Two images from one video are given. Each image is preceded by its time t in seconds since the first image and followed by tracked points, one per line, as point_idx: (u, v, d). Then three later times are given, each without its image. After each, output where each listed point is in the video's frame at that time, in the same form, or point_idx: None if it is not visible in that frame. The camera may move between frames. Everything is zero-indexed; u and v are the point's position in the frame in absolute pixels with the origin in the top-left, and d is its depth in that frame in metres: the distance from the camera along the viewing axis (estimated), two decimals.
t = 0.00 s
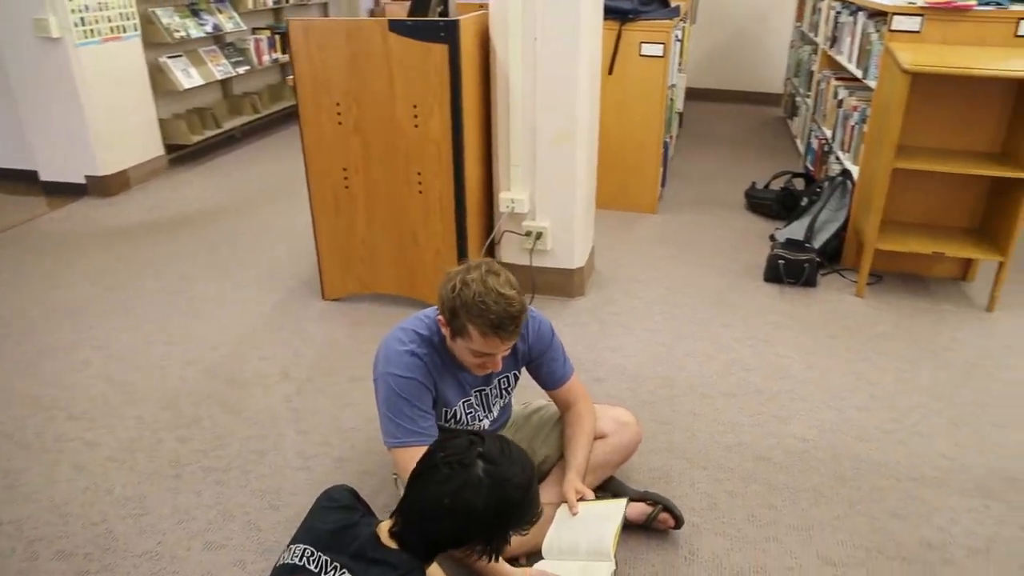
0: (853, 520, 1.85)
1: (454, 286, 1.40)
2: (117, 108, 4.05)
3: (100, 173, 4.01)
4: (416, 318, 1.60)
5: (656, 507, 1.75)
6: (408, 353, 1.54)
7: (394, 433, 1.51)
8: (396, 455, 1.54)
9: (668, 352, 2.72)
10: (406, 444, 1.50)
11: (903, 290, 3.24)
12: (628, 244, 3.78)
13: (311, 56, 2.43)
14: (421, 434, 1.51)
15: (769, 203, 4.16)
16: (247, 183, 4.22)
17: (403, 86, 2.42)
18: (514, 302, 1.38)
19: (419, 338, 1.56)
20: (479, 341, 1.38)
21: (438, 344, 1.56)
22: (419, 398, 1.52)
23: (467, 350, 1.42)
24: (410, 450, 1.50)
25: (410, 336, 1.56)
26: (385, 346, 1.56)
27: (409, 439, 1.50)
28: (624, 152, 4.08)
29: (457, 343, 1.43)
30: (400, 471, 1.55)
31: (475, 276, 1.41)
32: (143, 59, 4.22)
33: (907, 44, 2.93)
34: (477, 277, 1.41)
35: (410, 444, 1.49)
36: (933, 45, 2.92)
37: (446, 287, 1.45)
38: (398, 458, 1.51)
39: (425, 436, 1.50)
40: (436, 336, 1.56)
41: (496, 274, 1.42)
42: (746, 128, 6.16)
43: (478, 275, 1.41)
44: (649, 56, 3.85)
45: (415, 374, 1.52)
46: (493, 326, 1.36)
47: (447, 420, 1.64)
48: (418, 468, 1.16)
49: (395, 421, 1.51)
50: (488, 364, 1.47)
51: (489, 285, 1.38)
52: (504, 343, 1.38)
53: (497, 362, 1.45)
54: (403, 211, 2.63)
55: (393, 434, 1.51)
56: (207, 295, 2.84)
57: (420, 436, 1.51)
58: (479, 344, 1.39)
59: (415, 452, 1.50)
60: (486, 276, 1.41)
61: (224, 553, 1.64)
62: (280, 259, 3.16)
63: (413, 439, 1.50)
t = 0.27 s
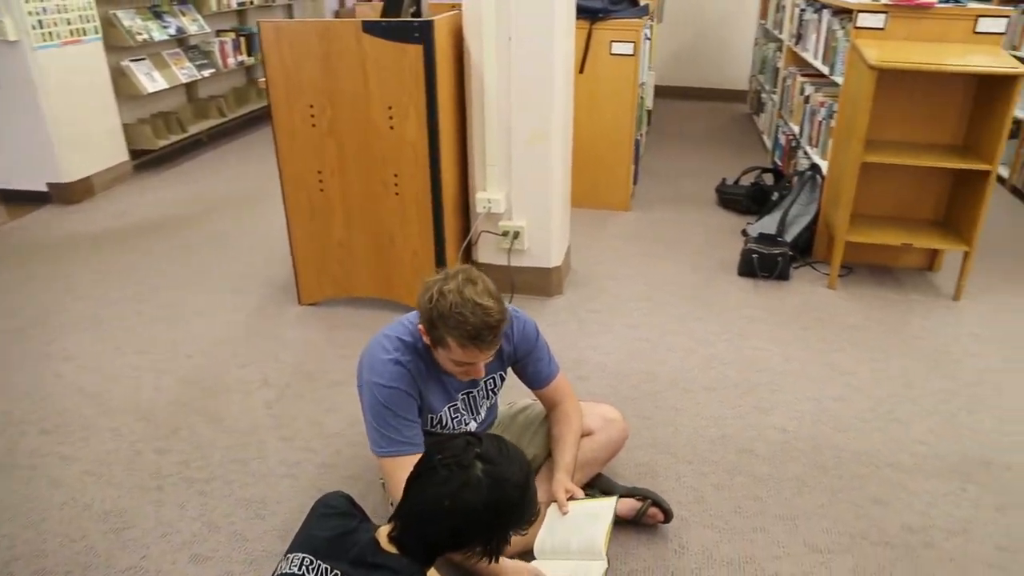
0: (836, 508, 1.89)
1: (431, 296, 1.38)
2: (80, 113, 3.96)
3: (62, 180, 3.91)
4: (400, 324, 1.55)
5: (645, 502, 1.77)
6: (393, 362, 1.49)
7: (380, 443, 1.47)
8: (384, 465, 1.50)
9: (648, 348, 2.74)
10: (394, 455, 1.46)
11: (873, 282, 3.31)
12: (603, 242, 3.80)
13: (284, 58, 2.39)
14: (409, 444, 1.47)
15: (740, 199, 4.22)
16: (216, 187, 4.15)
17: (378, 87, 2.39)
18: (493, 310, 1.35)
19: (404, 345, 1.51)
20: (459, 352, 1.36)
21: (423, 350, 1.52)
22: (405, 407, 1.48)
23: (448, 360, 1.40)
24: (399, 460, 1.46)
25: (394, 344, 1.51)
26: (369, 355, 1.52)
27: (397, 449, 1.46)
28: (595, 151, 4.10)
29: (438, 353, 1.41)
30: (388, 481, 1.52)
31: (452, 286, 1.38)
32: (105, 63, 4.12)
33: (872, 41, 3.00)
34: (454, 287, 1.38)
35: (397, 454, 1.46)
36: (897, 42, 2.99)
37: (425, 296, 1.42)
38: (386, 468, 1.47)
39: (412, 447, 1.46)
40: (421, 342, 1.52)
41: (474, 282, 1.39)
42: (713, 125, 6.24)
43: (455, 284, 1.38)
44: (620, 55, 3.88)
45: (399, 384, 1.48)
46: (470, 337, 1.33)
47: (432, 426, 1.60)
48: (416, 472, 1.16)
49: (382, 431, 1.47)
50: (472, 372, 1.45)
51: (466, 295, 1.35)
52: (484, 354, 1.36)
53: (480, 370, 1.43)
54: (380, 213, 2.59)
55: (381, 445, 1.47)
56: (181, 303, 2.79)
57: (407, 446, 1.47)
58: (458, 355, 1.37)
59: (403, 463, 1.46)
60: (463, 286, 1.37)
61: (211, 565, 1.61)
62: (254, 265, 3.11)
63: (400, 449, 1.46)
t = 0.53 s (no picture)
0: (822, 497, 1.92)
1: (416, 298, 1.36)
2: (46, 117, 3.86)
3: (29, 187, 3.81)
4: (388, 326, 1.52)
5: (636, 497, 1.78)
6: (383, 367, 1.46)
7: (370, 448, 1.45)
8: (373, 470, 1.48)
9: (632, 345, 2.76)
10: (384, 460, 1.44)
11: (848, 275, 3.37)
12: (582, 240, 3.82)
13: (261, 59, 2.34)
14: (398, 449, 1.46)
15: (715, 195, 4.27)
16: (189, 191, 4.08)
17: (356, 87, 2.35)
18: (478, 312, 1.33)
19: (393, 348, 1.49)
20: (445, 354, 1.35)
21: (413, 354, 1.50)
22: (395, 412, 1.46)
23: (435, 362, 1.39)
24: (388, 465, 1.45)
25: (383, 347, 1.48)
26: (357, 359, 1.49)
27: (386, 454, 1.45)
28: (571, 150, 4.11)
29: (425, 354, 1.40)
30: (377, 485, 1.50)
31: (437, 288, 1.36)
32: (71, 66, 4.02)
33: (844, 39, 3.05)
34: (439, 288, 1.36)
35: (385, 459, 1.45)
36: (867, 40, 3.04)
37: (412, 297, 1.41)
38: (376, 473, 1.46)
39: (402, 452, 1.45)
40: (411, 345, 1.49)
41: (461, 283, 1.37)
42: (686, 122, 6.30)
43: (441, 285, 1.36)
44: (595, 54, 3.89)
45: (389, 389, 1.46)
46: (456, 339, 1.32)
47: (422, 430, 1.58)
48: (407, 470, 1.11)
49: (370, 436, 1.45)
50: (460, 374, 1.43)
51: (451, 297, 1.33)
52: (470, 356, 1.34)
53: (467, 372, 1.41)
54: (359, 215, 2.55)
55: (370, 450, 1.46)
56: (158, 309, 2.74)
57: (397, 450, 1.45)
58: (445, 357, 1.35)
59: (393, 467, 1.45)
60: (449, 288, 1.36)
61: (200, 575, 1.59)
62: (231, 269, 3.07)
63: (390, 454, 1.45)
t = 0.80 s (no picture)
0: (805, 487, 1.95)
1: (416, 289, 1.36)
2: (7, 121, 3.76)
3: None
4: (378, 326, 1.51)
5: (623, 494, 1.79)
6: (373, 367, 1.46)
7: (360, 451, 1.45)
8: (362, 472, 1.47)
9: (612, 342, 2.78)
10: (374, 462, 1.44)
11: (820, 269, 3.44)
12: (558, 238, 3.83)
13: (233, 61, 2.31)
14: (388, 450, 1.45)
15: (687, 191, 4.31)
16: (158, 195, 4.01)
17: (331, 88, 2.32)
18: (478, 302, 1.35)
19: (383, 349, 1.48)
20: (446, 345, 1.34)
21: (402, 354, 1.49)
22: (385, 413, 1.45)
23: (432, 355, 1.38)
24: (379, 467, 1.45)
25: (373, 347, 1.48)
26: (346, 360, 1.48)
27: (376, 456, 1.44)
28: (545, 149, 4.11)
29: (422, 347, 1.39)
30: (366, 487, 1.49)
31: (437, 279, 1.36)
32: (33, 68, 3.90)
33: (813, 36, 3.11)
34: (439, 279, 1.36)
35: (375, 462, 1.44)
36: (836, 36, 3.10)
37: (408, 290, 1.40)
38: (365, 476, 1.45)
39: (393, 453, 1.45)
40: (401, 345, 1.49)
41: (458, 275, 1.38)
42: (656, 120, 6.36)
43: (440, 276, 1.37)
44: (567, 52, 3.90)
45: (380, 390, 1.45)
46: (458, 329, 1.32)
47: (411, 431, 1.58)
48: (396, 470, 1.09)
49: (360, 438, 1.44)
50: (455, 368, 1.43)
51: (452, 288, 1.34)
52: (472, 346, 1.34)
53: (464, 366, 1.41)
54: (336, 217, 2.52)
55: (359, 452, 1.45)
56: (131, 315, 2.68)
57: (387, 452, 1.45)
58: (445, 348, 1.35)
59: (383, 469, 1.45)
60: (449, 279, 1.36)
61: None
62: (205, 273, 3.02)
63: (380, 456, 1.44)
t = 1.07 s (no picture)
0: (783, 479, 1.98)
1: (415, 278, 1.39)
2: None
3: None
4: (362, 325, 1.51)
5: (606, 490, 1.80)
6: (358, 366, 1.45)
7: (346, 452, 1.42)
8: (347, 474, 1.45)
9: (587, 339, 2.79)
10: (360, 462, 1.42)
11: (788, 264, 3.50)
12: (530, 236, 3.83)
13: (200, 61, 2.26)
14: (375, 449, 1.43)
15: (656, 188, 4.35)
16: (120, 199, 3.92)
17: (301, 89, 2.29)
18: (476, 292, 1.39)
19: (367, 348, 1.47)
20: (444, 333, 1.37)
21: (386, 352, 1.49)
22: (371, 412, 1.44)
23: (428, 344, 1.40)
24: (365, 467, 1.42)
25: (357, 346, 1.47)
26: (330, 359, 1.46)
27: (363, 456, 1.42)
28: (514, 148, 4.09)
29: (417, 337, 1.40)
30: (351, 490, 1.47)
31: (437, 269, 1.40)
32: None
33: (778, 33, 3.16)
34: (439, 268, 1.40)
35: (363, 461, 1.42)
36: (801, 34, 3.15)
37: (404, 282, 1.42)
38: (352, 477, 1.43)
39: (380, 452, 1.43)
40: (385, 343, 1.48)
41: (455, 267, 1.43)
42: (622, 118, 6.40)
43: (438, 267, 1.41)
44: (535, 51, 3.89)
45: (366, 389, 1.44)
46: (459, 315, 1.35)
47: (394, 430, 1.57)
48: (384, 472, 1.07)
49: (346, 438, 1.42)
50: (445, 361, 1.45)
51: (453, 277, 1.38)
52: (469, 334, 1.38)
53: (456, 358, 1.44)
54: (308, 219, 2.48)
55: (344, 452, 1.42)
56: (97, 323, 2.61)
57: (374, 452, 1.43)
58: (442, 336, 1.37)
59: (370, 469, 1.43)
60: (448, 269, 1.41)
61: None
62: (173, 278, 2.96)
63: (367, 455, 1.42)
